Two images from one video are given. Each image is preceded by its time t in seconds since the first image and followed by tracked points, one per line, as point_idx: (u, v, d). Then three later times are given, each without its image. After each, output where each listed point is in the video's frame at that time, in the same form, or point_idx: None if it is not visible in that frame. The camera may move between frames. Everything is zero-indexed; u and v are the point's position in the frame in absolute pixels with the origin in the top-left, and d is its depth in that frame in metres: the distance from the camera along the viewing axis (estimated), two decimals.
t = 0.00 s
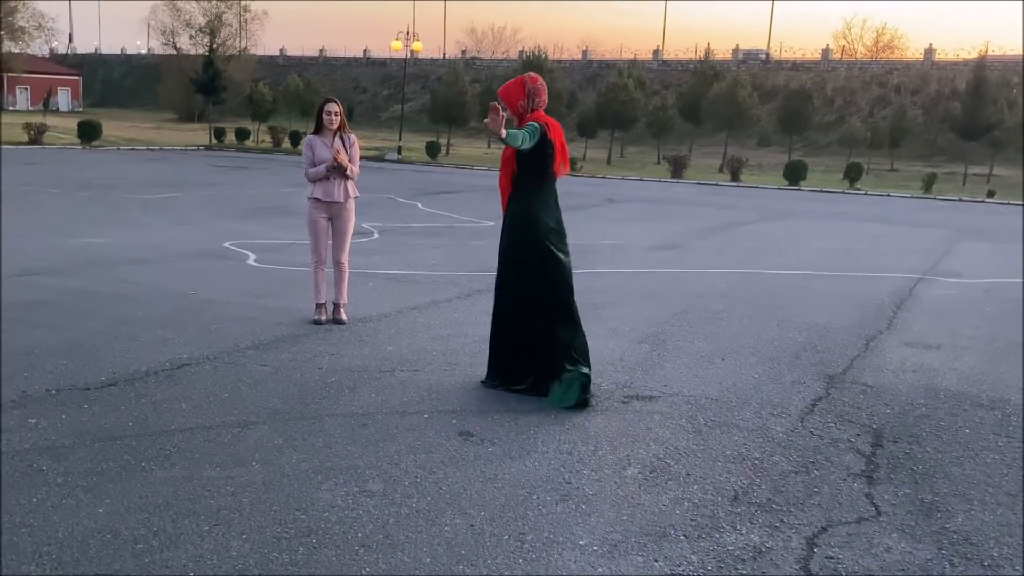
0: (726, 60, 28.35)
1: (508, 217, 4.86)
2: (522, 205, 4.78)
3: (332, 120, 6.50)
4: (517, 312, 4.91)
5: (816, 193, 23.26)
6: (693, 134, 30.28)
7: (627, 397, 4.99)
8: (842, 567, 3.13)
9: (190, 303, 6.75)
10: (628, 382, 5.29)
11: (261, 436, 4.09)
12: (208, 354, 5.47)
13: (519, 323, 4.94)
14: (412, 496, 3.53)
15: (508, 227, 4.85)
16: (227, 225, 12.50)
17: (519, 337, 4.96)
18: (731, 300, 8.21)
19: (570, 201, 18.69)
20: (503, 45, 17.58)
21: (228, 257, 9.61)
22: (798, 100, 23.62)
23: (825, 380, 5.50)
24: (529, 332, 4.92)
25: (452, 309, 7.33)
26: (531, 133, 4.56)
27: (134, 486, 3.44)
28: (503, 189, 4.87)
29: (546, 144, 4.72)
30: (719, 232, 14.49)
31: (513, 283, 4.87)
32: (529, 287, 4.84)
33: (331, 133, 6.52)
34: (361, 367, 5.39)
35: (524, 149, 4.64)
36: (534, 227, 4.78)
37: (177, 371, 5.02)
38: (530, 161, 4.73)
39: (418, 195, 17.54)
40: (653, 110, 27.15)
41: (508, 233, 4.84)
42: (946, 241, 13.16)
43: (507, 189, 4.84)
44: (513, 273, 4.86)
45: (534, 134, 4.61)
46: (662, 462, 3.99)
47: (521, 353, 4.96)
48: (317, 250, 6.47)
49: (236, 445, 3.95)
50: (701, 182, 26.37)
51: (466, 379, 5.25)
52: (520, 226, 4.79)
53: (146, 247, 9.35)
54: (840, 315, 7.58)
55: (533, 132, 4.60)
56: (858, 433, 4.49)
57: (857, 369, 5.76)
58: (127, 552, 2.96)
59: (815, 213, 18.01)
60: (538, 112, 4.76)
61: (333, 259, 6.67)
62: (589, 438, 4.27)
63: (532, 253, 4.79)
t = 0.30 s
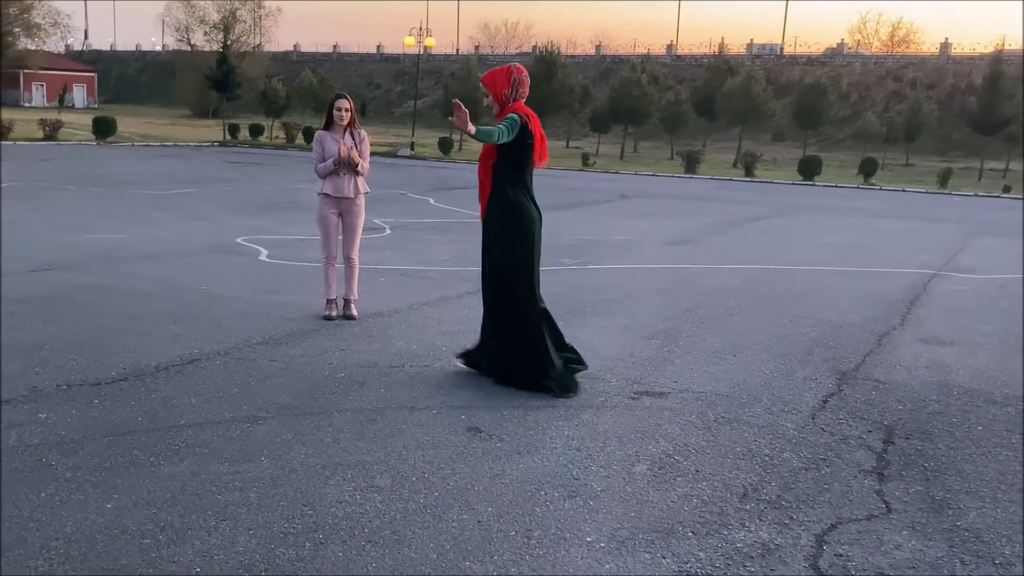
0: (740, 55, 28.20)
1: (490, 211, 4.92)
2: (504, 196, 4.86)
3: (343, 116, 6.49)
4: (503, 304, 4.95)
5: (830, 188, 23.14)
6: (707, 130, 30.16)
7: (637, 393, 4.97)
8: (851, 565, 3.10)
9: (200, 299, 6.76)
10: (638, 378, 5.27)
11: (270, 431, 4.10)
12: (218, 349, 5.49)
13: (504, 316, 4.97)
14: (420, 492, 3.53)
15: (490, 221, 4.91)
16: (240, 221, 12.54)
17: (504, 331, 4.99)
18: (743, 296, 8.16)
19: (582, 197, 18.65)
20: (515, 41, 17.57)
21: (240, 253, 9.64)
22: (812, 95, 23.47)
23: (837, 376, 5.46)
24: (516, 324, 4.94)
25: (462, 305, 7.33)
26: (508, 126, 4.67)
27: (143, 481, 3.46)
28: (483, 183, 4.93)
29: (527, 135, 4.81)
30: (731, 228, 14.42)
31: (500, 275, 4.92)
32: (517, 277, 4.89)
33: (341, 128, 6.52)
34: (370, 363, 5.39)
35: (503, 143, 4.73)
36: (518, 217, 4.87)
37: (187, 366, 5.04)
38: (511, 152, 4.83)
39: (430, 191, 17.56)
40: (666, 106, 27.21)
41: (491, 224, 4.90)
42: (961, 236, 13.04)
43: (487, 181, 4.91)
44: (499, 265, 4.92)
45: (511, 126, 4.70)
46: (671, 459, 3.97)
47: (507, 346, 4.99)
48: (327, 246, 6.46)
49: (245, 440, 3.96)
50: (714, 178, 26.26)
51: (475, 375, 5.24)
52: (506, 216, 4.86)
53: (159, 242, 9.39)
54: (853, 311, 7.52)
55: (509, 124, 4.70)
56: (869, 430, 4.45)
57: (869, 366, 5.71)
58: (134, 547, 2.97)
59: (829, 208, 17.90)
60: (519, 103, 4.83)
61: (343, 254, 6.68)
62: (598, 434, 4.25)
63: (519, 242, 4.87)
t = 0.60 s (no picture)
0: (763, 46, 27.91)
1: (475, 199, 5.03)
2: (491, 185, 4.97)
3: (362, 108, 6.50)
4: (486, 291, 5.07)
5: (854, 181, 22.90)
6: (730, 122, 29.91)
7: (656, 386, 4.95)
8: (869, 559, 3.07)
9: (221, 290, 6.80)
10: (656, 371, 5.25)
11: (288, 422, 4.11)
12: (238, 341, 5.52)
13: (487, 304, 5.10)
14: (435, 483, 3.53)
15: (476, 209, 5.02)
16: (261, 213, 12.60)
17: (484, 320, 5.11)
18: (763, 289, 8.10)
19: (603, 190, 18.57)
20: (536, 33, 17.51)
21: (260, 245, 9.69)
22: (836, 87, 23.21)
23: (857, 370, 5.40)
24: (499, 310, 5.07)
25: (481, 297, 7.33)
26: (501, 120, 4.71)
27: (161, 470, 3.49)
28: (469, 170, 5.02)
29: (515, 127, 4.93)
30: (753, 221, 14.31)
31: (485, 263, 5.04)
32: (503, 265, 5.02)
33: (360, 121, 6.53)
34: (388, 355, 5.41)
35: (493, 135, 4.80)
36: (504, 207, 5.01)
37: (207, 358, 5.07)
38: (498, 141, 4.95)
39: (450, 184, 17.56)
40: (689, 98, 27.03)
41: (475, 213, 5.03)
42: (987, 230, 12.85)
43: (473, 172, 5.01)
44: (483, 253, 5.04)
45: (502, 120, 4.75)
46: (688, 452, 3.95)
47: (488, 332, 5.12)
48: (347, 237, 6.48)
49: (262, 430, 3.98)
50: (736, 170, 26.05)
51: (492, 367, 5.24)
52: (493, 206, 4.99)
53: (180, 233, 9.45)
54: (875, 305, 7.45)
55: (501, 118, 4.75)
56: (889, 424, 4.41)
57: (890, 360, 5.65)
58: (151, 536, 2.99)
59: (853, 201, 17.72)
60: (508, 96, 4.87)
61: (362, 246, 6.70)
62: (615, 427, 4.24)
63: (505, 231, 5.00)
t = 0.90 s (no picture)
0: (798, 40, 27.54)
1: (475, 189, 5.07)
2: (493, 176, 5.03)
3: (392, 104, 6.51)
4: (478, 281, 5.09)
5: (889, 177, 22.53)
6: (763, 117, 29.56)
7: (684, 383, 4.91)
8: (898, 560, 3.02)
9: (251, 285, 6.85)
10: (684, 368, 5.21)
11: (315, 416, 4.14)
12: (267, 335, 5.56)
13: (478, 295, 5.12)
14: (460, 479, 3.53)
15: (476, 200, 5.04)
16: (292, 209, 12.68)
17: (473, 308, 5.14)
18: (795, 286, 8.00)
19: (633, 185, 18.45)
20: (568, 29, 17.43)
21: (291, 240, 9.76)
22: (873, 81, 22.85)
23: (889, 368, 5.32)
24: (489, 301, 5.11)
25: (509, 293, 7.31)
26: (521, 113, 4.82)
27: (188, 463, 3.53)
28: (472, 161, 5.04)
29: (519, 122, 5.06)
30: (786, 217, 14.14)
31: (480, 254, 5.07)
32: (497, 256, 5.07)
33: (390, 116, 6.54)
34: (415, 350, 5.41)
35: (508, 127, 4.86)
36: (503, 200, 5.08)
37: (237, 351, 5.12)
38: (505, 134, 5.00)
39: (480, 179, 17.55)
40: (721, 93, 26.76)
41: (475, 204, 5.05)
42: None
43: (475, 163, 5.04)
44: (479, 242, 5.07)
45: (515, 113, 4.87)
46: (715, 450, 3.92)
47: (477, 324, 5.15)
48: (375, 232, 6.50)
49: (289, 424, 4.01)
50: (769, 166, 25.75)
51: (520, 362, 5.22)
52: (493, 197, 5.04)
53: (212, 228, 9.54)
54: (908, 302, 7.33)
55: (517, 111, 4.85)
56: (921, 423, 4.33)
57: (923, 358, 5.55)
58: (177, 529, 3.02)
59: (888, 197, 17.44)
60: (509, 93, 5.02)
61: (391, 241, 6.70)
62: (641, 424, 4.21)
63: (503, 223, 5.06)
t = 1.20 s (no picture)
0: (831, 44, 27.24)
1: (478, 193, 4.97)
2: (496, 179, 4.95)
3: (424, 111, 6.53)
4: (480, 285, 5.02)
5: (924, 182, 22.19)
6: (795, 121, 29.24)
7: (714, 392, 4.85)
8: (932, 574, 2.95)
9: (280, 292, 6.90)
10: (714, 377, 5.15)
11: (342, 423, 4.15)
12: (296, 341, 5.59)
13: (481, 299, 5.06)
14: (486, 488, 3.51)
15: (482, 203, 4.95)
16: (322, 215, 12.77)
17: (473, 310, 5.07)
18: (826, 293, 7.89)
19: (663, 191, 18.34)
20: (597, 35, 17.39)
21: (321, 246, 9.82)
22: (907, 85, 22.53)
23: (923, 377, 5.22)
24: (491, 304, 5.06)
25: (536, 300, 7.29)
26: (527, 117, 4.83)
27: (216, 470, 3.54)
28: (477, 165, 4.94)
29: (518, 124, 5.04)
30: (818, 223, 13.98)
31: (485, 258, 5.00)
32: (500, 259, 5.01)
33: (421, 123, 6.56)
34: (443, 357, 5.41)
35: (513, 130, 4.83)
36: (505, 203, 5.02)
37: (266, 358, 5.15)
38: (508, 138, 4.98)
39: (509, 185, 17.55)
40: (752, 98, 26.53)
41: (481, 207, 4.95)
42: None
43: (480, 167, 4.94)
44: (484, 246, 4.99)
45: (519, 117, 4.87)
46: (745, 460, 3.86)
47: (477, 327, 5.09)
48: (405, 239, 6.51)
49: (317, 432, 4.02)
50: (802, 171, 25.48)
51: (546, 369, 5.20)
52: (496, 201, 4.96)
53: (243, 234, 9.63)
54: (942, 309, 7.20)
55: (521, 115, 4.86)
56: (956, 433, 4.24)
57: (958, 367, 5.45)
58: (205, 536, 3.04)
59: (923, 203, 17.18)
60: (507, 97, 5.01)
61: (421, 248, 6.71)
62: (669, 433, 4.17)
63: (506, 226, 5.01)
